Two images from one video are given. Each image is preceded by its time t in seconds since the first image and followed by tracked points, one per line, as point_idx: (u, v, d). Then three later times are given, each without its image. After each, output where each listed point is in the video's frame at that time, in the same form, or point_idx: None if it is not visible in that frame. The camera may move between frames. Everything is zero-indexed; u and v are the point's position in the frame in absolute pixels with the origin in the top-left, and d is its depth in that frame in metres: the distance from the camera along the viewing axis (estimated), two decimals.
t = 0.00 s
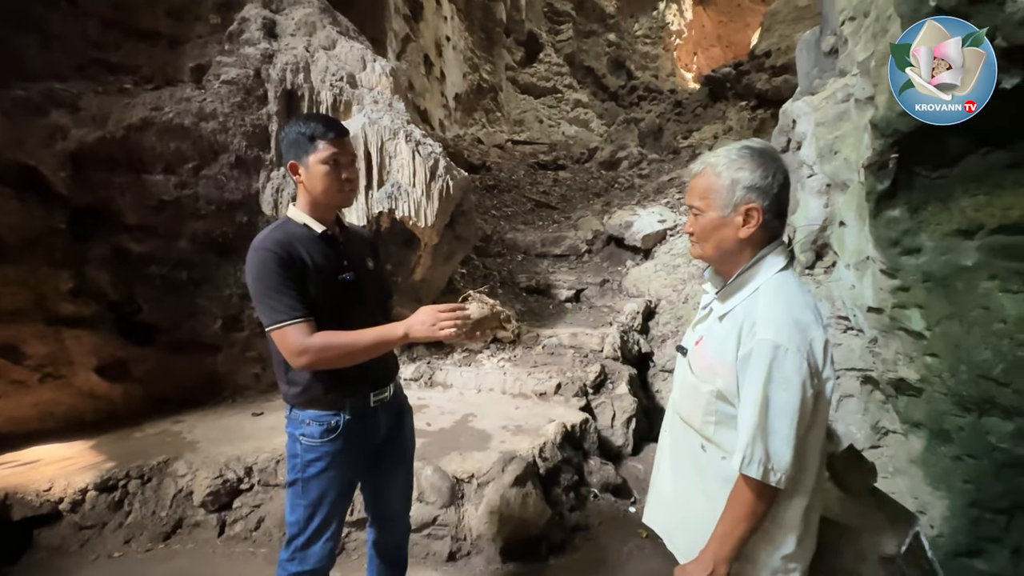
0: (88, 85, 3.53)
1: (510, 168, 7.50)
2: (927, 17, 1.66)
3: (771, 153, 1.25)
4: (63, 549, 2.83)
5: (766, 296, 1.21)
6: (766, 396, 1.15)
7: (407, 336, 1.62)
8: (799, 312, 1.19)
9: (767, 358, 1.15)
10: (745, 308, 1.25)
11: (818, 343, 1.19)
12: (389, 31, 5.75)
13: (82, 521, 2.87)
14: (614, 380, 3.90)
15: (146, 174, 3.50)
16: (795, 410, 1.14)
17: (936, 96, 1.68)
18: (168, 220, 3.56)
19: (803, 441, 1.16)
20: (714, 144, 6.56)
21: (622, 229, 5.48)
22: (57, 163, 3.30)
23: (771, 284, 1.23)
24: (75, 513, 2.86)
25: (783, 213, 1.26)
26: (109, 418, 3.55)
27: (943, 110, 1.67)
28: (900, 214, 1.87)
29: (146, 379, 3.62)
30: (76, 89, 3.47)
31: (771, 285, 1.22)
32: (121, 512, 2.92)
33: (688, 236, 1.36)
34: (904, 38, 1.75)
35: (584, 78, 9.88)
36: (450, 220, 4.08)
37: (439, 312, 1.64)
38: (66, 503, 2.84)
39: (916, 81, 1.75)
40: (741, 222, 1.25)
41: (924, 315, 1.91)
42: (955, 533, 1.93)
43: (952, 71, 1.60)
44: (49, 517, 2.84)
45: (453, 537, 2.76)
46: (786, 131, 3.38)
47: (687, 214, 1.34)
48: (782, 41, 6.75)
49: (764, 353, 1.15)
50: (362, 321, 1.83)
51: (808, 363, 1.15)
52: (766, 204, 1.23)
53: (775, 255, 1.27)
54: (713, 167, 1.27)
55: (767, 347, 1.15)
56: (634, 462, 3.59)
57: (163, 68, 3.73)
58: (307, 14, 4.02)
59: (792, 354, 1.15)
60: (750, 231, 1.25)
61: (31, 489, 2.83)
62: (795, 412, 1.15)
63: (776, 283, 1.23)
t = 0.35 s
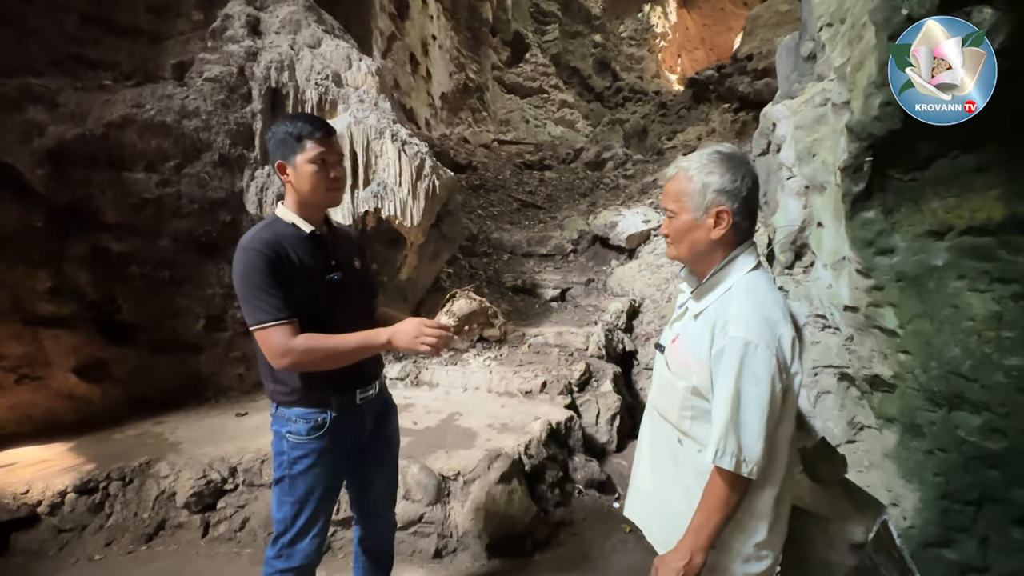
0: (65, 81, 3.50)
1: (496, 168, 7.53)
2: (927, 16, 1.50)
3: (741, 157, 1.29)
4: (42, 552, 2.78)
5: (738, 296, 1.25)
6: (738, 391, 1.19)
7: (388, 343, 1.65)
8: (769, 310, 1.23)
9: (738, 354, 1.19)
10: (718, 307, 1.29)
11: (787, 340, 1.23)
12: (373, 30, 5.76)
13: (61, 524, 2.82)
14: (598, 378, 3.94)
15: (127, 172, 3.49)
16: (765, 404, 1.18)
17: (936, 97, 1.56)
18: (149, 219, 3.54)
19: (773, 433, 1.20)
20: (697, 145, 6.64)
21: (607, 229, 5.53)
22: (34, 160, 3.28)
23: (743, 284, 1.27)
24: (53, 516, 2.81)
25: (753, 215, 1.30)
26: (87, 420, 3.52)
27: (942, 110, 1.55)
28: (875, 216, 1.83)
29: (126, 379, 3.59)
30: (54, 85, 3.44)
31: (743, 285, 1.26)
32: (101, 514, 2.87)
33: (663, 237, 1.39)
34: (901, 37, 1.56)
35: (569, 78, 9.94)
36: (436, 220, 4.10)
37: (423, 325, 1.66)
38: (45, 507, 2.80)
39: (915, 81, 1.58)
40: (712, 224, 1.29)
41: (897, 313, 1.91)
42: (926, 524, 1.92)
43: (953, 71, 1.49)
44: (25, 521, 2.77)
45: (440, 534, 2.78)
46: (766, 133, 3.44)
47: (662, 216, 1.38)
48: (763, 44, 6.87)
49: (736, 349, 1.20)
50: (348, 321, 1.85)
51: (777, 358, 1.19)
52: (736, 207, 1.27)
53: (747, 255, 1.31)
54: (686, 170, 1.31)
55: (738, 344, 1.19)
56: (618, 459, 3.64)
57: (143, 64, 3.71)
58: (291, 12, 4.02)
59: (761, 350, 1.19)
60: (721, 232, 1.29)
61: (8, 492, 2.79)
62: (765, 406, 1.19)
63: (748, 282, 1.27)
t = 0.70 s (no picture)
0: (47, 77, 3.47)
1: (485, 167, 7.55)
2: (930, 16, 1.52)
3: (717, 160, 1.33)
4: (23, 555, 2.73)
5: (716, 295, 1.28)
6: (717, 387, 1.22)
7: (376, 342, 1.67)
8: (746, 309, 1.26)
9: (717, 352, 1.22)
10: (697, 306, 1.32)
11: (764, 337, 1.26)
12: (362, 28, 5.75)
13: (43, 526, 2.78)
14: (585, 376, 3.97)
15: (111, 169, 3.47)
16: (743, 399, 1.22)
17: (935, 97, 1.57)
18: (133, 217, 3.52)
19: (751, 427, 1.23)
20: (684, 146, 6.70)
21: (595, 229, 5.57)
22: (15, 157, 3.26)
23: (721, 283, 1.30)
24: (35, 517, 2.78)
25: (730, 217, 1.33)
26: (69, 421, 3.49)
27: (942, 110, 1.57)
28: (854, 217, 1.85)
29: (109, 379, 3.56)
30: (35, 81, 3.40)
31: (721, 284, 1.30)
32: (85, 516, 2.85)
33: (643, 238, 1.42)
34: (901, 37, 1.56)
35: (558, 78, 9.97)
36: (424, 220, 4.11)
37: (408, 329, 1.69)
38: (26, 509, 2.76)
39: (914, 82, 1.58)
40: (689, 225, 1.32)
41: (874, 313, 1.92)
42: (904, 517, 1.95)
43: (955, 70, 1.53)
44: (5, 524, 2.72)
45: (428, 532, 2.79)
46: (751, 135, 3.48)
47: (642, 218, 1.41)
48: (749, 47, 6.95)
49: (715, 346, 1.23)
50: (337, 320, 1.86)
51: (754, 355, 1.23)
52: (712, 208, 1.30)
53: (724, 256, 1.34)
54: (664, 173, 1.34)
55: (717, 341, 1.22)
56: (606, 456, 3.68)
57: (127, 60, 3.69)
58: (279, 9, 4.00)
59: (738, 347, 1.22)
60: (698, 233, 1.32)
61: None
62: (743, 401, 1.22)
63: (725, 282, 1.30)
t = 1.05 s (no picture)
0: (32, 72, 3.43)
1: (476, 166, 7.55)
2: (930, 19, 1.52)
3: (700, 160, 1.34)
4: (7, 556, 2.70)
5: (698, 293, 1.29)
6: (698, 382, 1.24)
7: (365, 337, 1.69)
8: (727, 306, 1.27)
9: (698, 348, 1.23)
10: (679, 303, 1.33)
11: (744, 333, 1.27)
12: (353, 25, 5.72)
13: (27, 527, 2.74)
14: (575, 375, 3.98)
15: (97, 166, 3.44)
16: (723, 394, 1.23)
17: (936, 97, 1.56)
18: (120, 214, 3.50)
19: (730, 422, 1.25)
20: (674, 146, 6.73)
21: (585, 228, 5.60)
22: None
23: (704, 281, 1.30)
24: (19, 518, 2.74)
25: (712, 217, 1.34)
26: (54, 421, 3.39)
27: (943, 110, 1.56)
28: (840, 217, 1.87)
29: (95, 378, 3.51)
30: (20, 76, 3.37)
31: (703, 282, 1.30)
32: (70, 516, 2.82)
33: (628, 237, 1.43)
34: (901, 37, 1.56)
35: (550, 78, 9.97)
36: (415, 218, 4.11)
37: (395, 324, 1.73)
38: (9, 509, 2.72)
39: (916, 82, 1.57)
40: (673, 224, 1.33)
41: (858, 311, 1.94)
42: (886, 512, 1.99)
43: (955, 70, 1.53)
44: None
45: (417, 529, 2.79)
46: (740, 136, 3.51)
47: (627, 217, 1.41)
48: (738, 49, 7.00)
49: (696, 343, 1.24)
50: (323, 318, 1.85)
51: (734, 351, 1.24)
52: (694, 208, 1.31)
53: (707, 254, 1.35)
54: (648, 173, 1.35)
55: (698, 338, 1.23)
56: (595, 454, 3.68)
57: (115, 56, 3.68)
58: (268, 6, 3.98)
59: (719, 344, 1.23)
60: (681, 232, 1.33)
61: None
62: (723, 397, 1.23)
63: (708, 279, 1.31)
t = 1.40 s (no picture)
0: (18, 68, 3.40)
1: (469, 165, 7.54)
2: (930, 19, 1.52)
3: (681, 163, 1.35)
4: None
5: (679, 293, 1.29)
6: (677, 381, 1.24)
7: (351, 336, 1.68)
8: (707, 306, 1.27)
9: (678, 347, 1.24)
10: (660, 303, 1.33)
11: (723, 333, 1.28)
12: (345, 24, 5.70)
13: (11, 527, 2.71)
14: (565, 374, 3.97)
15: (84, 164, 3.41)
16: (701, 394, 1.23)
17: (936, 97, 1.55)
18: (108, 212, 3.48)
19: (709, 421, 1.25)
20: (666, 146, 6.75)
21: (577, 228, 5.60)
22: None
23: (685, 281, 1.31)
24: (2, 518, 2.70)
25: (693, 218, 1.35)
26: (38, 421, 3.34)
27: (943, 110, 1.55)
28: (827, 218, 1.88)
29: (81, 377, 3.47)
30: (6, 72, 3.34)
31: (684, 282, 1.31)
32: (55, 516, 2.80)
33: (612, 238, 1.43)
34: (901, 38, 1.55)
35: (544, 78, 9.93)
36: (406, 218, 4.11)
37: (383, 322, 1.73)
38: None
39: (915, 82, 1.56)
40: (653, 224, 1.33)
41: (845, 312, 1.95)
42: (872, 510, 2.02)
43: (954, 70, 1.51)
44: None
45: (405, 528, 2.78)
46: (730, 137, 3.53)
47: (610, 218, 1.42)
48: (730, 51, 7.02)
49: (676, 343, 1.24)
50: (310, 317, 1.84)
51: (713, 351, 1.24)
52: (674, 209, 1.31)
53: (688, 255, 1.35)
54: (630, 175, 1.35)
55: (678, 337, 1.24)
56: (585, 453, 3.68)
57: (102, 53, 3.63)
58: (258, 4, 3.98)
59: (698, 343, 1.23)
60: (661, 233, 1.33)
61: None
62: (702, 396, 1.23)
63: (688, 280, 1.31)
